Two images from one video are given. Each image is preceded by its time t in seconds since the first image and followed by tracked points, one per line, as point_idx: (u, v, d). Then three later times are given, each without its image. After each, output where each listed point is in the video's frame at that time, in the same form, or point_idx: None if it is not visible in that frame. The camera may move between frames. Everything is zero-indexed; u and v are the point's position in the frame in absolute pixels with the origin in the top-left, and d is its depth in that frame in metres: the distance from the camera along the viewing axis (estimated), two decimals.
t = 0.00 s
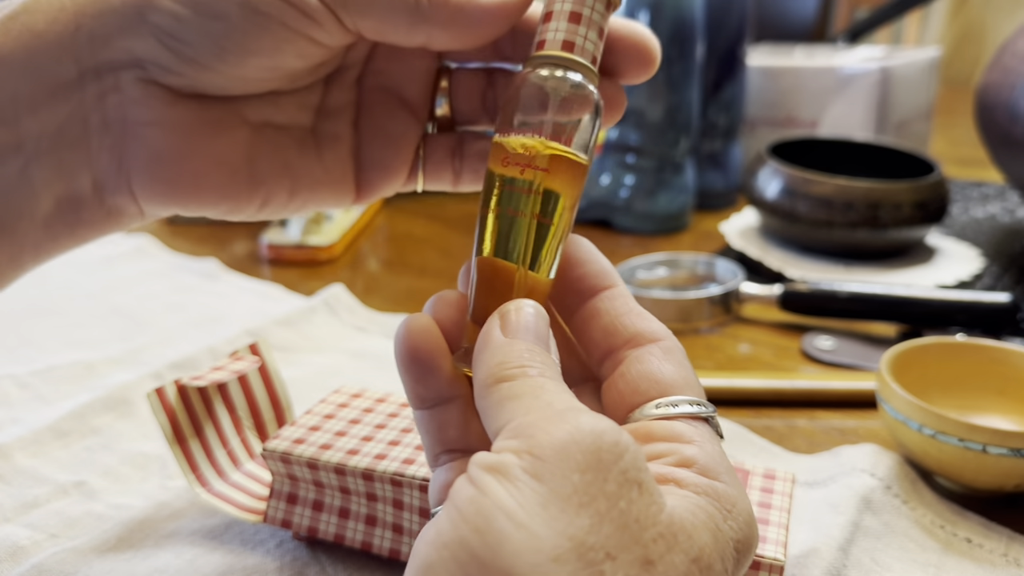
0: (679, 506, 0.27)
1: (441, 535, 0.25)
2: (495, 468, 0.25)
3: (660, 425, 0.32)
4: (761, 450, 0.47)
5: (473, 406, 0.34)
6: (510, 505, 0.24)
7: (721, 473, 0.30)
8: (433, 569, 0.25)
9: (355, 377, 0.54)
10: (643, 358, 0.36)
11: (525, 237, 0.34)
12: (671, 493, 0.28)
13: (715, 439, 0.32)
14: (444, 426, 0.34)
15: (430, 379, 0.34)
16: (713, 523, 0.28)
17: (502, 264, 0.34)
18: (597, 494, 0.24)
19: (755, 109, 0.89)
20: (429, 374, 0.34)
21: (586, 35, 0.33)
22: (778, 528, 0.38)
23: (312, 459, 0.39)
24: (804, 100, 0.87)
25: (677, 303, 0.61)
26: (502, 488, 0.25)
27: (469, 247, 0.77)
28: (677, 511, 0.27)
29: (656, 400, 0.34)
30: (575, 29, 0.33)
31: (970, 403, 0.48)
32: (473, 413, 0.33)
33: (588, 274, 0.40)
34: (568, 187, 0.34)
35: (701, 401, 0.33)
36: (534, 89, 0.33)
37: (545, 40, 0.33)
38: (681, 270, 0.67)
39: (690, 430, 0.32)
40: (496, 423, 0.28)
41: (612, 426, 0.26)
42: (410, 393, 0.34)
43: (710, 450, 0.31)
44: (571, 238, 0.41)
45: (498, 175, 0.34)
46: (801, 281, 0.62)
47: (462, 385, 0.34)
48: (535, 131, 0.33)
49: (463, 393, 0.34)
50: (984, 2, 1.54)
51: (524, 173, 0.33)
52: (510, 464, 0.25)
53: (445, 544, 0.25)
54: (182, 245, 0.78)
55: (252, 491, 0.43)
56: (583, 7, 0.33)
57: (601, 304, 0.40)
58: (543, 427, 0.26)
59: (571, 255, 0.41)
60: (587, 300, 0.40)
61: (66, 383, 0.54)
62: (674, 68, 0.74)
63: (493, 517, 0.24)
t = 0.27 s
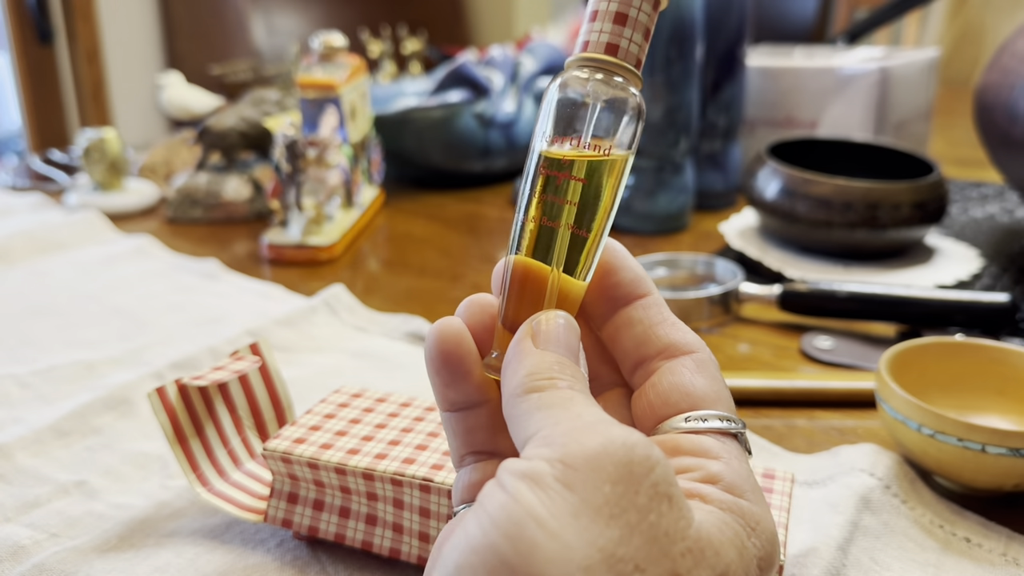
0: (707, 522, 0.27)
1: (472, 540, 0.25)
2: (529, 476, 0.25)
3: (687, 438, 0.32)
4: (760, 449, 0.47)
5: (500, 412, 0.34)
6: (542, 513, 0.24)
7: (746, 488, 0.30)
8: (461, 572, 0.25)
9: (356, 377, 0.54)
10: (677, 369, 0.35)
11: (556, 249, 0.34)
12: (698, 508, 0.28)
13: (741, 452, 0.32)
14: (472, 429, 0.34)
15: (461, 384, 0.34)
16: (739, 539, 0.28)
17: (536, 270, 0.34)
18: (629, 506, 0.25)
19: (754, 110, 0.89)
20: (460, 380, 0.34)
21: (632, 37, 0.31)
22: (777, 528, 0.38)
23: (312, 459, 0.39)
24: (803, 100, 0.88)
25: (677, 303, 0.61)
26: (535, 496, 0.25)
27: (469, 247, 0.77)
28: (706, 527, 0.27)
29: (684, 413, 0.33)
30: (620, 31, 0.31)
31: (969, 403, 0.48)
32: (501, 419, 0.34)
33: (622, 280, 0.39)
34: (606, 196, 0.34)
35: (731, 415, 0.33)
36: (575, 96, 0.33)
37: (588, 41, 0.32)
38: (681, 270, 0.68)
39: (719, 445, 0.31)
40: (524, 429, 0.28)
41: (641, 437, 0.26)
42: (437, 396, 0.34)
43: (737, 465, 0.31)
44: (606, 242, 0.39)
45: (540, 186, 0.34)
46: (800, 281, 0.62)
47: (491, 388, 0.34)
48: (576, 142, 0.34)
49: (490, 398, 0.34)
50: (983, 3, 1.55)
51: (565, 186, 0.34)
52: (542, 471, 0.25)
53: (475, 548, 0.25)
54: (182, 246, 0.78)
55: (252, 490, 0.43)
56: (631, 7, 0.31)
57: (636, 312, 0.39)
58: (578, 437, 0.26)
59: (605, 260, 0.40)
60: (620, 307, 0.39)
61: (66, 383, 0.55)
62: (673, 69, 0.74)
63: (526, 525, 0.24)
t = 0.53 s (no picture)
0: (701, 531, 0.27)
1: (466, 552, 0.25)
2: (523, 486, 0.25)
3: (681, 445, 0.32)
4: (760, 449, 0.48)
5: (492, 417, 0.34)
6: (537, 523, 0.24)
7: (740, 495, 0.30)
8: None
9: (356, 377, 0.54)
10: (672, 377, 0.35)
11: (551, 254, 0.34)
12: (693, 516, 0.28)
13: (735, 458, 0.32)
14: (463, 435, 0.34)
15: (451, 390, 0.33)
16: (732, 547, 0.28)
17: (529, 273, 0.34)
18: (624, 517, 0.25)
19: (754, 110, 0.89)
20: (450, 385, 0.33)
21: (629, 45, 0.31)
22: (777, 527, 0.38)
23: (312, 459, 0.39)
24: (803, 101, 0.88)
25: (677, 303, 0.61)
26: (529, 506, 0.25)
27: (469, 247, 0.77)
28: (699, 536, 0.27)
29: (678, 420, 0.33)
30: (618, 39, 0.31)
31: (969, 403, 0.48)
32: (492, 424, 0.34)
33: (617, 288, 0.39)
34: (602, 202, 0.34)
35: (725, 422, 0.33)
36: (574, 102, 0.33)
37: (586, 47, 0.32)
38: (681, 270, 0.68)
39: (713, 452, 0.31)
40: (518, 437, 0.28)
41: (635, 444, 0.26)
42: (428, 401, 0.34)
43: (731, 472, 0.31)
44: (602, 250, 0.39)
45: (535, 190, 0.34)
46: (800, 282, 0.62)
47: (481, 395, 0.34)
48: (573, 146, 0.34)
49: (482, 403, 0.34)
50: (983, 2, 1.55)
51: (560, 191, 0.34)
52: (537, 482, 0.25)
53: (469, 560, 0.25)
54: (182, 246, 0.78)
55: (252, 490, 0.43)
56: (629, 15, 0.31)
57: (631, 318, 0.39)
58: (573, 447, 0.26)
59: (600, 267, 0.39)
60: (616, 314, 0.39)
61: (67, 383, 0.55)
62: (673, 69, 0.74)
63: (521, 535, 0.24)
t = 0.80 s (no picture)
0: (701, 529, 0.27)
1: (464, 550, 0.25)
2: (523, 484, 0.25)
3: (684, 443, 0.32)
4: (761, 449, 0.48)
5: (491, 412, 0.34)
6: (535, 522, 0.24)
7: (741, 495, 0.30)
8: None
9: (356, 377, 0.54)
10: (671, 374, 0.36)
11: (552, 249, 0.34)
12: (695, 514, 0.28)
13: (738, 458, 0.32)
14: (462, 431, 0.34)
15: (451, 384, 0.34)
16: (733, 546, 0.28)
17: (532, 268, 0.34)
18: (624, 515, 0.25)
19: (754, 110, 0.89)
20: (450, 379, 0.34)
21: (637, 41, 0.31)
22: (777, 527, 0.38)
23: (312, 459, 0.39)
24: (803, 101, 0.88)
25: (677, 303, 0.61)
26: (528, 504, 0.25)
27: (469, 247, 0.77)
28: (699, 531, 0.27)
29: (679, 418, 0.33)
30: (626, 34, 0.31)
31: (969, 403, 0.48)
32: (491, 420, 0.34)
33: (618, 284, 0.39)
34: (607, 195, 0.35)
35: (726, 420, 0.33)
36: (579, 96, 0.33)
37: (594, 41, 0.32)
38: (681, 270, 0.68)
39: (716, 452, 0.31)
40: (518, 435, 0.28)
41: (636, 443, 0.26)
42: (427, 397, 0.34)
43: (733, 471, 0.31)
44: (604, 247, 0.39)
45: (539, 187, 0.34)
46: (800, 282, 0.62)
47: (480, 389, 0.34)
48: (577, 143, 0.34)
49: (481, 398, 0.34)
50: (983, 2, 1.54)
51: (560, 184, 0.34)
52: (536, 480, 0.25)
53: (468, 559, 0.25)
54: (183, 246, 0.78)
55: (252, 490, 0.43)
56: (637, 11, 0.31)
57: (632, 315, 0.39)
58: (572, 445, 0.26)
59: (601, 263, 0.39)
60: (617, 310, 0.39)
61: (67, 383, 0.55)
62: (673, 69, 0.74)
63: (519, 534, 0.24)
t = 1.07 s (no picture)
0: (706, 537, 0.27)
1: (466, 557, 0.25)
2: (524, 490, 0.25)
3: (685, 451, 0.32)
4: (761, 449, 0.48)
5: (493, 417, 0.34)
6: (537, 528, 0.25)
7: (743, 501, 0.30)
8: None
9: (356, 377, 0.54)
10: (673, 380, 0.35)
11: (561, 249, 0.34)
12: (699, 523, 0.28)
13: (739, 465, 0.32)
14: (464, 436, 0.34)
15: (452, 389, 0.33)
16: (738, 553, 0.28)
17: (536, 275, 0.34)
18: (625, 521, 0.25)
19: (754, 110, 0.89)
20: (452, 385, 0.33)
21: (644, 48, 0.31)
22: (777, 528, 0.38)
23: (312, 459, 0.39)
24: (803, 101, 0.88)
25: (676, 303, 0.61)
26: (529, 511, 0.25)
27: (469, 247, 0.77)
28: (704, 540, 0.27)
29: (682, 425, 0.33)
30: (634, 42, 0.31)
31: (969, 403, 0.48)
32: (492, 425, 0.34)
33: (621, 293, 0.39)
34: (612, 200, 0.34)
35: (730, 427, 0.33)
36: (586, 102, 0.33)
37: (601, 48, 0.32)
38: (681, 270, 0.68)
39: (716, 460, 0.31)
40: (520, 442, 0.28)
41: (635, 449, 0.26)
42: (430, 401, 0.34)
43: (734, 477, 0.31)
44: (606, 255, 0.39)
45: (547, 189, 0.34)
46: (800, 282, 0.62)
47: (482, 395, 0.34)
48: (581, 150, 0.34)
49: (484, 403, 0.34)
50: (983, 2, 1.54)
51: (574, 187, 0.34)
52: (537, 487, 0.25)
53: (469, 565, 0.25)
54: (183, 246, 0.78)
55: (252, 490, 0.43)
56: (645, 18, 0.30)
57: (635, 321, 0.39)
58: (574, 452, 0.26)
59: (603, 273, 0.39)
60: (620, 317, 0.39)
61: (67, 383, 0.55)
62: (673, 69, 0.74)
63: (520, 541, 0.25)
